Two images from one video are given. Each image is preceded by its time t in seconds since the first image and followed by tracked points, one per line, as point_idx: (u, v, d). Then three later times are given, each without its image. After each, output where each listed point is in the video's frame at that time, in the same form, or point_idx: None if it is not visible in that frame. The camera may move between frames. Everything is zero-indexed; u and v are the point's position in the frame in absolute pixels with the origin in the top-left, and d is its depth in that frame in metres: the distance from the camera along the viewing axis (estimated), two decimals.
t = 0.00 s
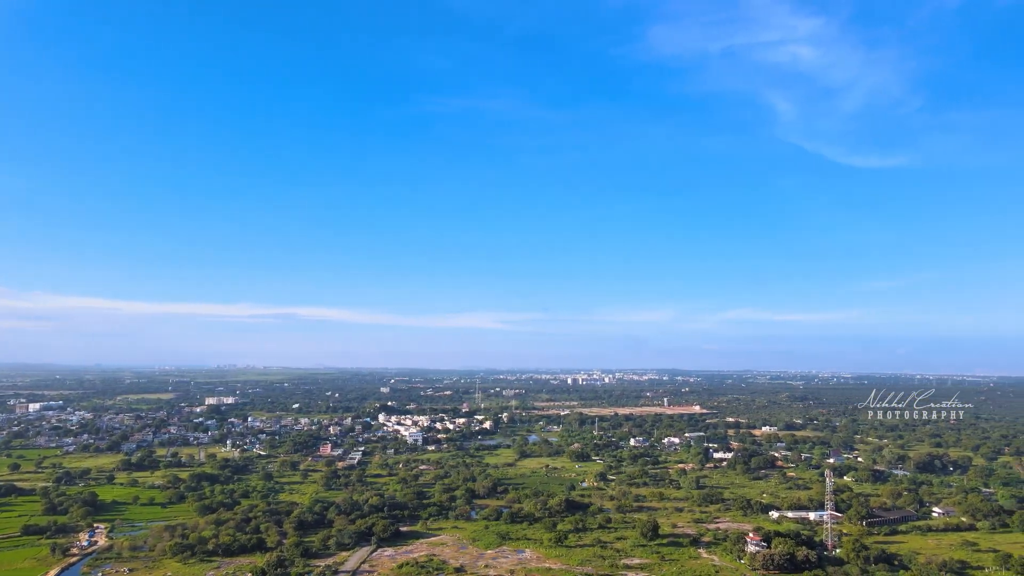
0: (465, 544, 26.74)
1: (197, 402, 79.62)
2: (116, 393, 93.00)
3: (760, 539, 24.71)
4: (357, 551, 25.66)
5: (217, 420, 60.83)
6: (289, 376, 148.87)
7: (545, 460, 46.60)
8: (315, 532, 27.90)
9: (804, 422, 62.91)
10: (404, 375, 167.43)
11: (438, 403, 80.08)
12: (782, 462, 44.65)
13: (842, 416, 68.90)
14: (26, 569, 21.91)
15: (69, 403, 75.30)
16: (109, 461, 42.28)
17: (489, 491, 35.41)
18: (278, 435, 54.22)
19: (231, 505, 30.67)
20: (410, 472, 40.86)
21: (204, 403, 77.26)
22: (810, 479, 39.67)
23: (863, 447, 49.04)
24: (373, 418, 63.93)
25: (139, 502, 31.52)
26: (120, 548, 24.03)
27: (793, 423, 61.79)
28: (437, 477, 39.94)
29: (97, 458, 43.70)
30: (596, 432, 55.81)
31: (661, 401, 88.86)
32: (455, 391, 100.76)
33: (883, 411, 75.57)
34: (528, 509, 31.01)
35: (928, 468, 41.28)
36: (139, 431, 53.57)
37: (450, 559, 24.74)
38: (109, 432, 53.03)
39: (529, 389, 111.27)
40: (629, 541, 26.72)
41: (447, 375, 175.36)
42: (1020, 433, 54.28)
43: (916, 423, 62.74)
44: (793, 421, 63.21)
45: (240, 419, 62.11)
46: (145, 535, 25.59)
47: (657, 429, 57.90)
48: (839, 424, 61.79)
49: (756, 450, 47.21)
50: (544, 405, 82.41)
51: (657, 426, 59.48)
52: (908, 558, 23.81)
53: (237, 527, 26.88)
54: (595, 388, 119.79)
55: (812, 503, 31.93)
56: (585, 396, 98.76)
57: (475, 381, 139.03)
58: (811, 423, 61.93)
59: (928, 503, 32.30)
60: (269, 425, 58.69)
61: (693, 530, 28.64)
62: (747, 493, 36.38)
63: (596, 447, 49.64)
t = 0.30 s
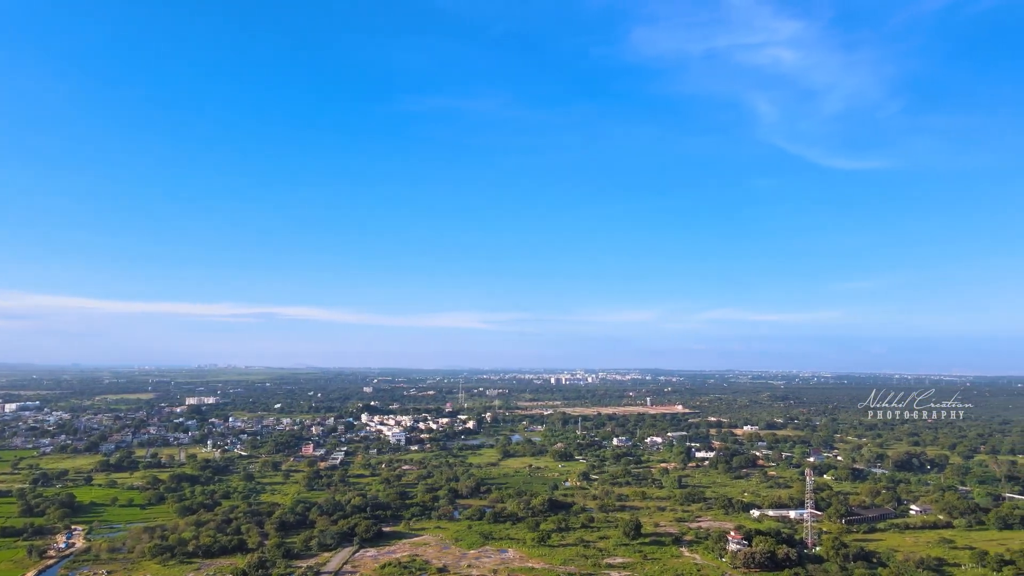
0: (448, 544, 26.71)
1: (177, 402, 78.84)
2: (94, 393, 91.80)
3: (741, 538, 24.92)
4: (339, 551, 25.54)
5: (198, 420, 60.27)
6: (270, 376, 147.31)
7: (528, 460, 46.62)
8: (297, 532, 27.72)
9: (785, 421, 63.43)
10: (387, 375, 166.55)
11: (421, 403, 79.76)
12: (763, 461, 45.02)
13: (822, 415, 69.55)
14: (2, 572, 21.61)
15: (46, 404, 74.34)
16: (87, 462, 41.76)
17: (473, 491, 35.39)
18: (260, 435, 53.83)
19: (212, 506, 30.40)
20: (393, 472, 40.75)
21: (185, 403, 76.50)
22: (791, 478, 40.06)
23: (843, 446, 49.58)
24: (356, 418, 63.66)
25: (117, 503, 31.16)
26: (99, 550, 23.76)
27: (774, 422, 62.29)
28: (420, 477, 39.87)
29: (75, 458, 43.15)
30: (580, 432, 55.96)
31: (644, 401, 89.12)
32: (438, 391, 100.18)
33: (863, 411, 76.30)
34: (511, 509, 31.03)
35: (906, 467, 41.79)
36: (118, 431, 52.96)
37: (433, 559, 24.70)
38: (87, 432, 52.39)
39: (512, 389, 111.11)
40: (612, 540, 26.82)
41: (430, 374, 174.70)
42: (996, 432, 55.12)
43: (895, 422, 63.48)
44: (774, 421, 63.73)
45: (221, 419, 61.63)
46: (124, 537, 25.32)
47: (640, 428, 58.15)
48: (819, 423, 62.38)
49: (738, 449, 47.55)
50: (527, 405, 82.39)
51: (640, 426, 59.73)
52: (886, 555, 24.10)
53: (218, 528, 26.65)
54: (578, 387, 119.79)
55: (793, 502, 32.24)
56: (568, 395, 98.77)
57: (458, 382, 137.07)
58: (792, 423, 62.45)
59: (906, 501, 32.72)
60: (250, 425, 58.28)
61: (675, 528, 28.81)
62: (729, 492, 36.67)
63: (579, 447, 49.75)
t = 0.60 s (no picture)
0: (427, 543, 26.68)
1: (152, 403, 77.72)
2: (67, 394, 90.42)
3: (719, 536, 25.14)
4: (317, 552, 25.38)
5: (174, 421, 59.55)
6: (247, 376, 145.67)
7: (508, 460, 46.62)
8: (274, 534, 27.49)
9: (763, 420, 64.02)
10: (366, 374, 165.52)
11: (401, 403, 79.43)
12: (741, 460, 45.44)
13: (799, 415, 70.32)
14: None
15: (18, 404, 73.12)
16: (59, 464, 41.07)
17: (452, 491, 35.33)
18: (237, 435, 53.30)
19: (187, 508, 30.02)
20: (372, 472, 40.58)
21: (160, 403, 75.59)
22: (768, 476, 40.47)
23: (819, 444, 50.18)
24: (335, 418, 63.33)
25: (90, 505, 30.69)
26: (71, 553, 23.38)
27: (751, 422, 62.86)
28: (400, 477, 39.75)
29: (47, 460, 42.42)
30: (559, 431, 56.11)
31: (624, 401, 89.48)
32: (418, 391, 99.70)
33: (839, 410, 77.22)
34: (490, 508, 31.04)
35: (881, 465, 42.38)
36: (91, 432, 52.18)
37: (412, 559, 24.63)
38: (60, 433, 51.58)
39: (492, 389, 110.85)
40: (591, 539, 26.90)
41: (410, 374, 173.95)
42: (967, 430, 56.12)
43: (870, 421, 64.41)
44: (752, 420, 64.28)
45: (197, 420, 60.97)
46: (97, 539, 24.93)
47: (619, 428, 58.42)
48: (796, 422, 63.08)
49: (716, 448, 47.94)
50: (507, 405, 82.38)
51: (619, 425, 59.99)
52: (861, 553, 24.44)
53: (194, 529, 26.36)
54: (559, 387, 119.79)
55: (770, 500, 32.56)
56: (548, 395, 98.76)
57: (438, 381, 136.50)
58: (770, 422, 63.05)
59: (880, 499, 33.19)
60: (227, 425, 57.67)
61: (653, 527, 28.99)
62: (707, 491, 36.95)
63: (558, 446, 49.86)
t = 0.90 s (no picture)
0: (407, 544, 26.58)
1: (128, 403, 76.73)
2: (40, 394, 89.04)
3: (698, 535, 25.32)
4: (296, 554, 25.20)
5: (151, 421, 58.87)
6: (225, 376, 144.21)
7: (489, 460, 46.60)
8: (253, 535, 27.27)
9: (741, 420, 64.51)
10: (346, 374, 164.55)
11: (381, 403, 79.16)
12: (720, 459, 45.81)
13: (777, 415, 71.01)
14: None
15: None
16: (32, 465, 40.43)
17: (433, 491, 35.26)
18: (215, 436, 52.79)
19: (164, 509, 29.68)
20: (352, 473, 40.38)
21: (137, 403, 74.70)
22: (746, 475, 40.82)
23: (797, 444, 50.71)
24: (314, 418, 62.98)
25: (64, 507, 30.21)
26: (45, 556, 23.02)
27: (730, 422, 63.35)
28: (380, 477, 39.61)
29: (20, 462, 41.74)
30: (540, 431, 56.20)
31: (604, 401, 89.84)
32: (398, 391, 99.31)
33: (817, 410, 78.05)
34: (471, 509, 31.00)
35: (857, 464, 42.95)
36: (66, 433, 51.39)
37: (392, 560, 24.53)
38: (33, 434, 50.76)
39: (472, 389, 110.61)
40: (571, 539, 26.96)
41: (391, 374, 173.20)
42: (940, 429, 57.02)
43: (847, 420, 65.22)
44: (731, 419, 64.81)
45: (174, 420, 60.26)
46: (71, 542, 24.57)
47: (599, 428, 58.67)
48: (774, 422, 63.71)
49: (695, 448, 48.32)
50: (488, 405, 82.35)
51: (599, 425, 60.19)
52: (837, 551, 24.75)
53: (171, 531, 26.07)
54: (540, 387, 119.87)
55: (748, 499, 32.86)
56: (529, 395, 98.74)
57: (418, 381, 136.00)
58: (748, 422, 63.62)
59: (856, 497, 33.63)
60: (205, 426, 57.07)
61: (634, 527, 29.12)
62: (686, 490, 37.20)
63: (539, 446, 49.95)
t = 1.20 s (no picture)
0: (386, 545, 26.44)
1: (101, 403, 75.59)
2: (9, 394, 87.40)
3: (676, 533, 25.49)
4: (273, 555, 24.99)
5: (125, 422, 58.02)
6: (201, 376, 142.58)
7: (467, 460, 46.54)
8: (229, 537, 27.00)
9: (718, 420, 64.99)
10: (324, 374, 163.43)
11: (360, 403, 78.78)
12: (698, 458, 46.17)
13: (753, 414, 71.74)
14: None
15: None
16: (2, 467, 39.66)
17: (411, 491, 35.16)
18: (191, 437, 52.19)
19: (138, 511, 29.28)
20: (330, 474, 40.13)
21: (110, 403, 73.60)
22: (723, 474, 41.18)
23: (773, 443, 51.27)
24: (292, 418, 62.57)
25: (35, 510, 29.66)
26: (15, 559, 22.60)
27: (708, 421, 63.87)
28: (358, 478, 39.41)
29: None
30: (519, 431, 56.24)
31: (583, 401, 90.17)
32: (377, 391, 98.84)
33: (792, 409, 78.94)
34: (450, 509, 30.94)
35: (832, 463, 43.49)
36: (37, 434, 50.50)
37: (370, 561, 24.38)
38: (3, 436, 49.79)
39: (451, 389, 110.37)
40: (550, 539, 26.98)
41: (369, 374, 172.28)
42: (912, 428, 57.95)
43: (821, 419, 66.08)
44: (709, 419, 65.35)
45: (149, 421, 59.44)
46: (43, 545, 24.14)
47: (578, 427, 58.91)
48: (751, 421, 64.33)
49: (673, 447, 48.67)
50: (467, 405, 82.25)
51: (578, 425, 60.32)
52: (812, 548, 25.03)
53: (145, 533, 25.71)
54: (519, 387, 119.88)
55: (725, 497, 33.14)
56: (508, 395, 98.63)
57: (397, 381, 135.38)
58: (726, 421, 64.18)
59: (831, 496, 34.07)
60: (180, 426, 56.35)
61: (612, 526, 29.24)
62: (664, 489, 37.43)
63: (518, 446, 50.00)
